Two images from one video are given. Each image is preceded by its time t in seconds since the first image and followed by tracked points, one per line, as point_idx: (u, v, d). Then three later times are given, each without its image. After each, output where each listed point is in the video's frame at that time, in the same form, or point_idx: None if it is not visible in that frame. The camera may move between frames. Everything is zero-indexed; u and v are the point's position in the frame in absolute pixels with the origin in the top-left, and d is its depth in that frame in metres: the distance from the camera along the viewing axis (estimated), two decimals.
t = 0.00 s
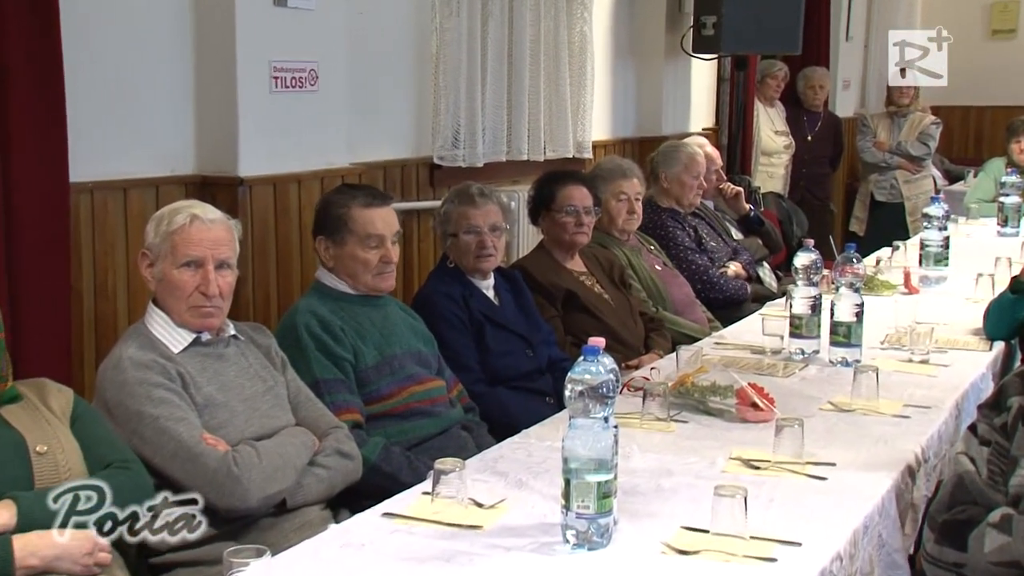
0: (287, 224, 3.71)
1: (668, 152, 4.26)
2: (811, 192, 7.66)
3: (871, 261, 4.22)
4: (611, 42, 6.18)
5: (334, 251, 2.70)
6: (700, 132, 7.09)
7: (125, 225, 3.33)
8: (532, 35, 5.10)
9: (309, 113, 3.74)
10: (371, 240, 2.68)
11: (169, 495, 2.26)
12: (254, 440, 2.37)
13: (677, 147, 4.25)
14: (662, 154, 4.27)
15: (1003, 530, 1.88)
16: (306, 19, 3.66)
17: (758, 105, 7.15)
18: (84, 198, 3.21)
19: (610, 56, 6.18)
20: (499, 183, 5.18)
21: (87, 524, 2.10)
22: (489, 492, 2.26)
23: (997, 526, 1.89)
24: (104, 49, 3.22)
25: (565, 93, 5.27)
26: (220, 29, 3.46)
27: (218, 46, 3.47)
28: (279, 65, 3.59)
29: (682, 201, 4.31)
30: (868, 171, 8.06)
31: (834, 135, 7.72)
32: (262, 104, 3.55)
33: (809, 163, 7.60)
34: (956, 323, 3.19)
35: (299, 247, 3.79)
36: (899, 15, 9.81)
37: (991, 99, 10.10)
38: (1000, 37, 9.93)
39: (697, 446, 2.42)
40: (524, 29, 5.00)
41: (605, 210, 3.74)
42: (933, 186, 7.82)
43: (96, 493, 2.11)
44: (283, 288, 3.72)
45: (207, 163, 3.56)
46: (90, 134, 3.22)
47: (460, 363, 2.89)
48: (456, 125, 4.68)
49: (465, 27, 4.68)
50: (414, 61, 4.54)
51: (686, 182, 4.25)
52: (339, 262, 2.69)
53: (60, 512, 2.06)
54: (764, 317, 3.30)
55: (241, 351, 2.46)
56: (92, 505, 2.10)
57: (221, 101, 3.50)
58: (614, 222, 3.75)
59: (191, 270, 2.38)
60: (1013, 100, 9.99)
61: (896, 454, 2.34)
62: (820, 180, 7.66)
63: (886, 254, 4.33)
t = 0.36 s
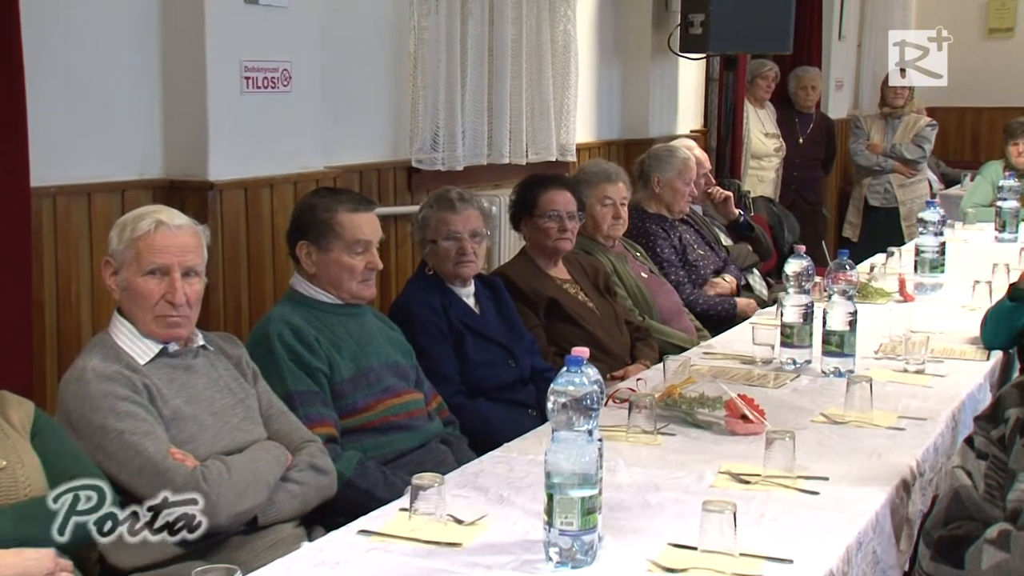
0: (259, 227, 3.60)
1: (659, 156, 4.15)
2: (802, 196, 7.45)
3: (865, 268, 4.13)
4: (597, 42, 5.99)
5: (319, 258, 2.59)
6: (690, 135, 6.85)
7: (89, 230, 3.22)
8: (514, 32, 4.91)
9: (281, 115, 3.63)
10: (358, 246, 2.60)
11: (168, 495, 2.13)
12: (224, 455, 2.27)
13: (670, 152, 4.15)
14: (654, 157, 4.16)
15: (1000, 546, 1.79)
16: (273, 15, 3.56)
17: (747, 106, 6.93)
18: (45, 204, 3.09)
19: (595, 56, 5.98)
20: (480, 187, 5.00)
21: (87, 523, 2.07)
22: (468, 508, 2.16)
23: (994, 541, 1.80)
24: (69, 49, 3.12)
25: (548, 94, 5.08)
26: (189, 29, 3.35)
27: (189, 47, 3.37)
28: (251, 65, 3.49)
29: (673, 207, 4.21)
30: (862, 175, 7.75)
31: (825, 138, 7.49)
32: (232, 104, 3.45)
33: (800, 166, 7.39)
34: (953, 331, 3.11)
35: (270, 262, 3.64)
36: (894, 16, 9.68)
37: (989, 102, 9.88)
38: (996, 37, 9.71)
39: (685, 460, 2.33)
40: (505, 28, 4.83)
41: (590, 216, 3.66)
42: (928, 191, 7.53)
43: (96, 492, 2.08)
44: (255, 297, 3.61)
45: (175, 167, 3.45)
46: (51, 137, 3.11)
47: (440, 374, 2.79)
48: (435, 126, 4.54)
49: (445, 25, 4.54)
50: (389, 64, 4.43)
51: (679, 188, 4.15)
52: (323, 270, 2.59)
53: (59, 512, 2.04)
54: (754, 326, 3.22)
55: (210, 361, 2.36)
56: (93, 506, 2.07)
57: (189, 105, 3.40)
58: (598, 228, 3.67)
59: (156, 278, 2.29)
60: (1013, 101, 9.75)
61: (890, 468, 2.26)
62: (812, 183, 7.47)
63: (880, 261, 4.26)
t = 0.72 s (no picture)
0: (230, 233, 3.47)
1: (653, 159, 3.99)
2: (792, 199, 7.17)
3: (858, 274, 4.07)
4: (581, 40, 5.80)
5: (283, 263, 2.49)
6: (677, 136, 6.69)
7: (50, 234, 3.10)
8: (496, 28, 4.77)
9: (252, 113, 3.53)
10: (322, 250, 2.49)
11: (169, 495, 2.06)
12: (191, 470, 2.17)
13: (663, 153, 4.00)
14: (648, 159, 4.00)
15: (997, 562, 1.70)
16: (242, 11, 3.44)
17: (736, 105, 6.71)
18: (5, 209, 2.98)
19: (579, 53, 5.79)
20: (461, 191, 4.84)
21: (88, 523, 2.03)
22: (446, 522, 2.07)
23: (991, 557, 1.71)
24: (30, 47, 3.02)
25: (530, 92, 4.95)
26: (155, 27, 3.26)
27: (156, 46, 3.27)
28: (221, 63, 3.39)
29: (672, 211, 4.04)
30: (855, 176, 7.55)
31: (818, 138, 7.28)
32: (201, 102, 3.34)
33: (794, 167, 7.17)
34: (950, 339, 3.04)
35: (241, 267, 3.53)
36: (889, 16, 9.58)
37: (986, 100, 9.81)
38: (994, 34, 9.64)
39: (671, 472, 2.24)
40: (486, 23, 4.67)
41: (573, 219, 3.57)
42: (923, 193, 7.36)
43: (96, 493, 2.03)
44: (225, 307, 3.48)
45: (142, 169, 3.35)
46: (11, 136, 3.00)
47: (418, 384, 2.70)
48: (412, 125, 4.37)
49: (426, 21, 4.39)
50: (369, 63, 4.29)
51: (678, 190, 3.99)
52: (288, 275, 2.49)
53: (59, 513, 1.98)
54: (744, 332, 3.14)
55: (178, 372, 2.26)
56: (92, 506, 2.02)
57: (156, 104, 3.30)
58: (582, 232, 3.58)
59: (122, 284, 2.18)
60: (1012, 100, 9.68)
61: (884, 480, 2.17)
62: (805, 185, 7.23)
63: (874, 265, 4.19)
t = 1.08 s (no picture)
0: (195, 239, 3.35)
1: (641, 160, 3.90)
2: (783, 200, 6.97)
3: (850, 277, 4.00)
4: (559, 35, 5.53)
5: (240, 268, 2.40)
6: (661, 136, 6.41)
7: (8, 239, 2.99)
8: (474, 23, 4.56)
9: (221, 111, 3.42)
10: (277, 254, 2.38)
11: (168, 496, 2.02)
12: (156, 484, 2.06)
13: (651, 153, 3.92)
14: (635, 160, 3.91)
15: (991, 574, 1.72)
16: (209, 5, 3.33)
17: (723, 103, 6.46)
18: None
19: (556, 49, 5.52)
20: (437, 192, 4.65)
21: (87, 525, 1.93)
22: (422, 536, 1.98)
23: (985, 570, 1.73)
24: None
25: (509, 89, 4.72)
26: (117, 23, 3.15)
27: (120, 43, 3.16)
28: (187, 59, 3.27)
29: (661, 213, 3.94)
30: (847, 176, 7.42)
31: (807, 137, 7.06)
32: (166, 99, 3.24)
33: (782, 168, 6.96)
34: (943, 346, 2.97)
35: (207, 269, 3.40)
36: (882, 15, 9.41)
37: (982, 99, 9.58)
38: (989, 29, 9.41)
39: (657, 484, 2.15)
40: (463, 18, 4.48)
41: (554, 222, 3.49)
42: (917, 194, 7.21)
43: (97, 493, 1.94)
44: (191, 313, 3.36)
45: (104, 170, 3.25)
46: None
47: (392, 393, 2.61)
48: (386, 122, 4.20)
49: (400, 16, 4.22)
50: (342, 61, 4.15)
51: (667, 191, 3.90)
52: (247, 280, 2.39)
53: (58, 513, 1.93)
54: (731, 338, 3.06)
55: (142, 382, 2.16)
56: (93, 507, 1.93)
57: (120, 102, 3.19)
58: (563, 235, 3.50)
59: (83, 290, 2.09)
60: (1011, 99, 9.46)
61: (875, 491, 2.09)
62: (793, 185, 7.03)
63: (865, 268, 4.13)
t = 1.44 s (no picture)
0: (165, 246, 3.21)
1: (634, 163, 3.81)
2: (776, 201, 6.75)
3: (846, 284, 3.93)
4: (542, 30, 5.29)
5: (210, 275, 2.31)
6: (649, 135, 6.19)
7: None
8: (454, 20, 4.36)
9: (190, 110, 3.26)
10: (248, 261, 2.28)
11: (168, 495, 2.02)
12: (124, 501, 1.96)
13: (644, 157, 3.83)
14: (629, 163, 3.82)
15: None
16: None
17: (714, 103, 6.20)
18: None
19: (541, 44, 5.29)
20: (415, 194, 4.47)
21: (89, 524, 1.85)
22: (399, 553, 1.88)
23: None
24: None
25: (491, 88, 4.50)
26: (80, 17, 2.99)
27: (83, 39, 3.00)
28: (155, 57, 3.12)
29: (654, 218, 3.85)
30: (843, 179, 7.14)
31: (801, 138, 6.82)
32: (132, 99, 3.08)
33: (775, 170, 6.74)
34: (941, 355, 2.89)
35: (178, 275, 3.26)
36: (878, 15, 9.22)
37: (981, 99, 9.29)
38: (988, 26, 9.14)
39: (645, 498, 2.06)
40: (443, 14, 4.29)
41: (538, 226, 3.40)
42: (915, 197, 6.93)
43: (95, 494, 1.92)
44: (160, 321, 3.21)
45: (67, 172, 3.09)
46: None
47: (370, 405, 2.53)
48: (364, 123, 4.02)
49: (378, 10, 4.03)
50: (317, 58, 3.97)
51: (661, 196, 3.81)
52: (217, 287, 2.30)
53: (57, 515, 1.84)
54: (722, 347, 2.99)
55: (107, 395, 2.06)
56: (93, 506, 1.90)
57: (83, 103, 3.03)
58: (547, 241, 3.41)
59: (46, 297, 1.99)
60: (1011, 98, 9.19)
61: (872, 506, 2.00)
62: (787, 188, 6.80)
63: (862, 274, 4.06)
